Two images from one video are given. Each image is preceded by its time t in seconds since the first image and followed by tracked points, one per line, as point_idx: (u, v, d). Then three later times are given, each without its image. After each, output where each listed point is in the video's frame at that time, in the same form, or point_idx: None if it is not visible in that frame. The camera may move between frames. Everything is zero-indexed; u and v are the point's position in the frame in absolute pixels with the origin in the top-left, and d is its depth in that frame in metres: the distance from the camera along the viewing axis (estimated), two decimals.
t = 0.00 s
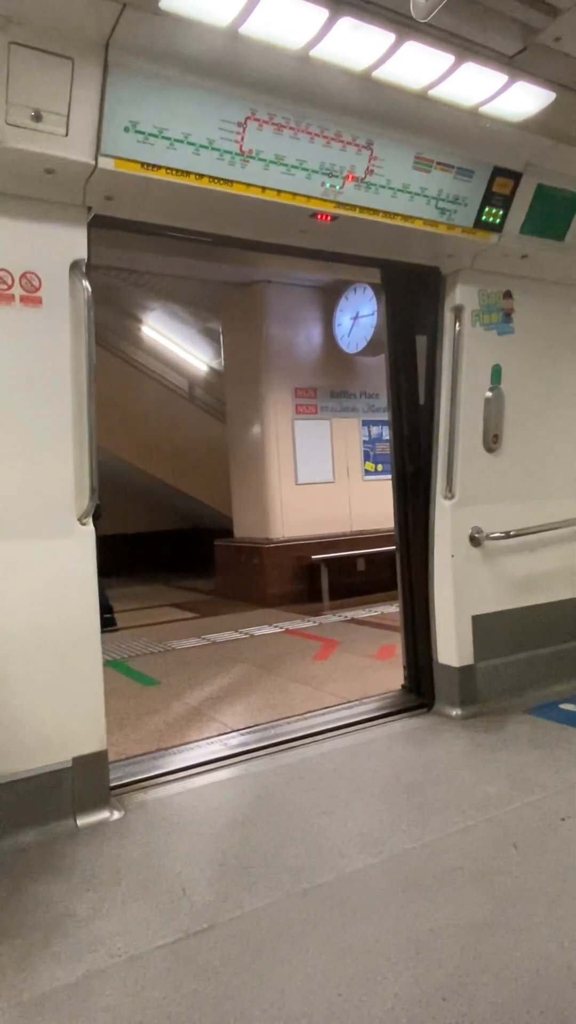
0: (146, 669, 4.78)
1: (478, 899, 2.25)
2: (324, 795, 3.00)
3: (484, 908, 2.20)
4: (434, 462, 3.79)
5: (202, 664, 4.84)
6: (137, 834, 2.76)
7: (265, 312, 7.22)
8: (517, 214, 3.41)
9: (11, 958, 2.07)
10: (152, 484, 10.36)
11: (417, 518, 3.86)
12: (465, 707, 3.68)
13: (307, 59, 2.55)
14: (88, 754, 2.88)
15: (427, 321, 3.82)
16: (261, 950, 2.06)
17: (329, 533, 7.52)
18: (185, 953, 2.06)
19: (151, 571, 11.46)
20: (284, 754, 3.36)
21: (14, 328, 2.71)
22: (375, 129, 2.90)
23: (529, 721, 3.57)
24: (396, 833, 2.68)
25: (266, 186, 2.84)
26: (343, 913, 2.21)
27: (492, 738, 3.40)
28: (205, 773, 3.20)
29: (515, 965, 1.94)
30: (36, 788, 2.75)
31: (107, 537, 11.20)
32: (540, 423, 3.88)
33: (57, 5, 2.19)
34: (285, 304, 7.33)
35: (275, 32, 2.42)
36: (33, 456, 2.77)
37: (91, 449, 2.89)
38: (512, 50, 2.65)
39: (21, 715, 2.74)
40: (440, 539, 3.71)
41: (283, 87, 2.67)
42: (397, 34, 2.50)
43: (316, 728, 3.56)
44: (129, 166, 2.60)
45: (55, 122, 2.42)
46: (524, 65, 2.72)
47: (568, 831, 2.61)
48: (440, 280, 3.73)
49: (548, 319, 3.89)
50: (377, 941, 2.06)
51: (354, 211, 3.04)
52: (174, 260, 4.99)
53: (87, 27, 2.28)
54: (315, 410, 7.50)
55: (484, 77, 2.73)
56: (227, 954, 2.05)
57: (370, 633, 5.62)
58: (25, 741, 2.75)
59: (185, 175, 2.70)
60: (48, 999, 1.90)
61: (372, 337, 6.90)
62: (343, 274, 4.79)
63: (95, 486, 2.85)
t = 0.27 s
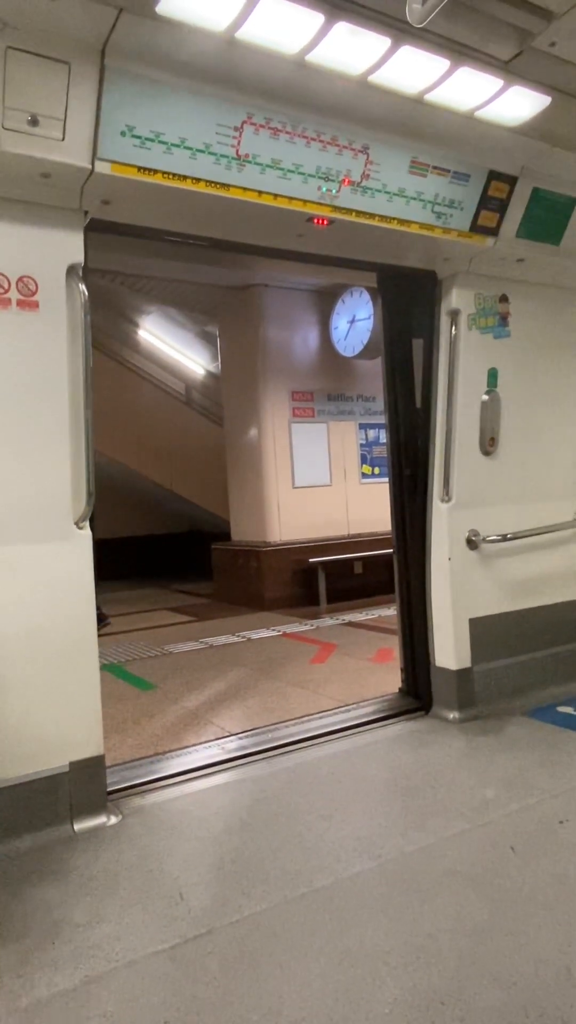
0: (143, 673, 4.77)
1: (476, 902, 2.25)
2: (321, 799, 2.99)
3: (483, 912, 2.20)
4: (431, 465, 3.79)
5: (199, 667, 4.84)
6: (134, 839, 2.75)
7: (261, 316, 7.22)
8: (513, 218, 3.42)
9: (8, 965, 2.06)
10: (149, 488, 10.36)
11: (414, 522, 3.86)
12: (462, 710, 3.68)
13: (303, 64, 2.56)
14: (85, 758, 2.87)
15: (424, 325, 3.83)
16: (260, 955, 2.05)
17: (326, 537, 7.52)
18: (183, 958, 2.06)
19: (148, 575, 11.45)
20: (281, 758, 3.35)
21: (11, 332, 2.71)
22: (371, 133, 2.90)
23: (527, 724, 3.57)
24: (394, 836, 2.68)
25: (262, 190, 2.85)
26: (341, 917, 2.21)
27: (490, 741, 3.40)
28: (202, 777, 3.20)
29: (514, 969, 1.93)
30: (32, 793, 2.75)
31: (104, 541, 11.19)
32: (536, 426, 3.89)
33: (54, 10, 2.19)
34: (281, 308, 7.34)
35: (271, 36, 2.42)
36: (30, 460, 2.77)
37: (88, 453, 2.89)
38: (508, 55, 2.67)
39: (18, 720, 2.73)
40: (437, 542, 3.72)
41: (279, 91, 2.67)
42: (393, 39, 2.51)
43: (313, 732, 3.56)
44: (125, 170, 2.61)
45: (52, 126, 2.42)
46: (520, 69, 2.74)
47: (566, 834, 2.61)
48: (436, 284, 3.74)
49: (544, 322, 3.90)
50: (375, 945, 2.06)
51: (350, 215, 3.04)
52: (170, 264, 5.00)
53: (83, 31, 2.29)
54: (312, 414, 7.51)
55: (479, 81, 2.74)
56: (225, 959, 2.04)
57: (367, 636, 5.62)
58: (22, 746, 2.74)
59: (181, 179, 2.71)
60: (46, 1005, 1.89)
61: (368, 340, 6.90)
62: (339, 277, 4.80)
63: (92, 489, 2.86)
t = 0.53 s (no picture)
0: (141, 677, 4.76)
1: (478, 905, 2.24)
2: (322, 802, 2.98)
3: (485, 915, 2.19)
4: (431, 467, 3.79)
5: (198, 671, 4.83)
6: (134, 843, 2.74)
7: (259, 319, 7.23)
8: (511, 220, 3.42)
9: (8, 970, 2.04)
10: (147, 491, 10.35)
11: (413, 524, 3.86)
12: (462, 712, 3.68)
13: (302, 66, 2.56)
14: (85, 762, 2.86)
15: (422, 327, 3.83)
16: (261, 960, 2.04)
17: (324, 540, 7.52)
18: (184, 963, 2.04)
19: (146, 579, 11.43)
20: (281, 761, 3.34)
21: (10, 336, 2.70)
22: (370, 136, 2.90)
23: (527, 726, 3.57)
24: (395, 840, 2.67)
25: (261, 193, 2.85)
26: (342, 921, 2.20)
27: (491, 744, 3.39)
28: (202, 781, 3.19)
29: (516, 972, 1.92)
30: (32, 797, 2.73)
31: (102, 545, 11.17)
32: (535, 428, 3.89)
33: (53, 13, 2.20)
34: (279, 311, 7.34)
35: (270, 38, 2.43)
36: (29, 464, 2.76)
37: (87, 455, 2.88)
38: (506, 57, 2.67)
39: (19, 723, 2.73)
40: (436, 544, 3.71)
41: (279, 95, 2.67)
42: (392, 42, 2.51)
43: (313, 735, 3.55)
44: (125, 172, 2.61)
45: (51, 128, 2.42)
46: (518, 71, 2.74)
47: (568, 837, 2.60)
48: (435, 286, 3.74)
49: (542, 324, 3.90)
50: (377, 950, 2.05)
51: (349, 217, 3.05)
52: (170, 267, 5.00)
53: (82, 34, 2.29)
54: (311, 416, 7.51)
55: (478, 83, 2.74)
56: (226, 964, 2.03)
57: (366, 639, 5.61)
58: (22, 749, 2.73)
59: (180, 182, 2.71)
60: (45, 1011, 1.88)
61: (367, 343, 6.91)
62: (338, 280, 4.80)
63: (91, 493, 2.84)
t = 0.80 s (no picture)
0: (141, 685, 4.74)
1: (480, 916, 2.22)
2: (323, 811, 2.96)
3: (487, 926, 2.17)
4: (431, 474, 3.79)
5: (198, 679, 4.81)
6: (134, 853, 2.72)
7: (258, 326, 7.24)
8: (510, 228, 3.43)
9: (6, 982, 2.03)
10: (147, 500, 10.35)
11: (413, 531, 3.86)
12: (463, 720, 3.66)
13: (300, 75, 2.58)
14: (84, 770, 2.84)
15: (422, 333, 3.84)
16: (262, 971, 2.02)
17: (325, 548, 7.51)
18: (184, 975, 2.03)
19: (146, 587, 11.42)
20: (282, 770, 3.33)
21: (9, 343, 2.71)
22: (368, 144, 2.92)
23: (528, 734, 3.55)
24: (396, 850, 2.65)
25: (260, 201, 2.86)
26: (343, 932, 2.18)
27: (492, 751, 3.38)
28: (202, 789, 3.17)
29: (519, 984, 1.91)
30: (31, 806, 2.72)
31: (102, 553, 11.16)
32: (535, 435, 3.89)
33: (52, 23, 2.21)
34: (278, 318, 7.35)
35: (269, 48, 2.44)
36: (29, 471, 2.76)
37: (86, 462, 2.88)
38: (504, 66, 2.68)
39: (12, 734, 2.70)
40: (437, 551, 3.71)
41: (277, 103, 2.68)
42: (390, 49, 2.53)
43: (314, 744, 3.53)
44: (124, 181, 2.62)
45: (50, 137, 2.43)
46: (516, 80, 2.75)
47: (570, 846, 2.59)
48: (434, 294, 3.75)
49: (541, 332, 3.91)
50: (378, 961, 2.03)
51: (348, 225, 3.05)
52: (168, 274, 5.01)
53: (81, 44, 2.30)
54: (310, 424, 7.51)
55: (476, 91, 2.75)
56: (227, 975, 2.01)
57: (367, 646, 5.59)
58: (21, 758, 2.72)
59: (179, 190, 2.72)
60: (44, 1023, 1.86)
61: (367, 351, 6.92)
62: (337, 287, 4.81)
63: (90, 499, 2.86)
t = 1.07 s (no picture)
0: (144, 690, 4.73)
1: (484, 922, 2.20)
2: (327, 816, 2.95)
3: (491, 932, 2.15)
4: (435, 478, 3.77)
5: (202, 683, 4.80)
6: (137, 858, 2.71)
7: (263, 331, 7.25)
8: (514, 230, 3.42)
9: (8, 988, 2.02)
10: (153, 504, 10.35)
11: (418, 534, 3.85)
12: (468, 725, 3.64)
13: (302, 79, 2.57)
14: (88, 775, 2.84)
15: (425, 338, 3.83)
16: (265, 977, 2.01)
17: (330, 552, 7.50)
18: (186, 981, 2.02)
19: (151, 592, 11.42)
20: (286, 774, 3.31)
21: (12, 348, 2.71)
22: (371, 147, 2.92)
23: (534, 739, 3.53)
24: (401, 855, 2.64)
25: (262, 205, 2.86)
26: (347, 938, 2.17)
27: (497, 756, 3.36)
28: (205, 794, 3.16)
29: (524, 990, 1.89)
30: (35, 811, 2.72)
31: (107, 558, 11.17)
32: (540, 438, 3.88)
33: (55, 29, 2.21)
34: (282, 322, 7.35)
35: (271, 51, 2.43)
36: (32, 477, 2.76)
37: (90, 467, 2.87)
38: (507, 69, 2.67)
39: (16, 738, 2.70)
40: (441, 554, 3.69)
41: (278, 107, 2.69)
42: (392, 54, 2.52)
43: (318, 748, 3.52)
44: (126, 185, 2.63)
45: (53, 143, 2.44)
46: (520, 83, 2.75)
47: None
48: (437, 296, 3.73)
49: (546, 334, 3.90)
50: (382, 966, 2.02)
51: (351, 228, 3.05)
52: (171, 276, 5.01)
53: (84, 50, 2.31)
54: (315, 428, 7.50)
55: (478, 95, 2.75)
56: (229, 981, 2.00)
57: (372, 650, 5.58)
58: (26, 762, 2.72)
59: (182, 194, 2.72)
60: None
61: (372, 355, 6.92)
62: (340, 290, 4.81)
63: (93, 505, 2.84)
